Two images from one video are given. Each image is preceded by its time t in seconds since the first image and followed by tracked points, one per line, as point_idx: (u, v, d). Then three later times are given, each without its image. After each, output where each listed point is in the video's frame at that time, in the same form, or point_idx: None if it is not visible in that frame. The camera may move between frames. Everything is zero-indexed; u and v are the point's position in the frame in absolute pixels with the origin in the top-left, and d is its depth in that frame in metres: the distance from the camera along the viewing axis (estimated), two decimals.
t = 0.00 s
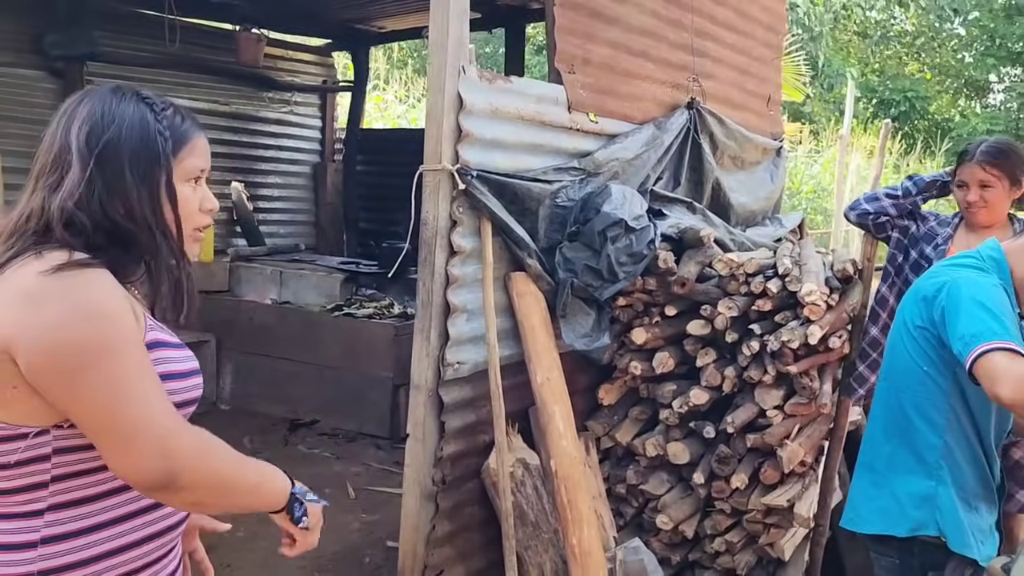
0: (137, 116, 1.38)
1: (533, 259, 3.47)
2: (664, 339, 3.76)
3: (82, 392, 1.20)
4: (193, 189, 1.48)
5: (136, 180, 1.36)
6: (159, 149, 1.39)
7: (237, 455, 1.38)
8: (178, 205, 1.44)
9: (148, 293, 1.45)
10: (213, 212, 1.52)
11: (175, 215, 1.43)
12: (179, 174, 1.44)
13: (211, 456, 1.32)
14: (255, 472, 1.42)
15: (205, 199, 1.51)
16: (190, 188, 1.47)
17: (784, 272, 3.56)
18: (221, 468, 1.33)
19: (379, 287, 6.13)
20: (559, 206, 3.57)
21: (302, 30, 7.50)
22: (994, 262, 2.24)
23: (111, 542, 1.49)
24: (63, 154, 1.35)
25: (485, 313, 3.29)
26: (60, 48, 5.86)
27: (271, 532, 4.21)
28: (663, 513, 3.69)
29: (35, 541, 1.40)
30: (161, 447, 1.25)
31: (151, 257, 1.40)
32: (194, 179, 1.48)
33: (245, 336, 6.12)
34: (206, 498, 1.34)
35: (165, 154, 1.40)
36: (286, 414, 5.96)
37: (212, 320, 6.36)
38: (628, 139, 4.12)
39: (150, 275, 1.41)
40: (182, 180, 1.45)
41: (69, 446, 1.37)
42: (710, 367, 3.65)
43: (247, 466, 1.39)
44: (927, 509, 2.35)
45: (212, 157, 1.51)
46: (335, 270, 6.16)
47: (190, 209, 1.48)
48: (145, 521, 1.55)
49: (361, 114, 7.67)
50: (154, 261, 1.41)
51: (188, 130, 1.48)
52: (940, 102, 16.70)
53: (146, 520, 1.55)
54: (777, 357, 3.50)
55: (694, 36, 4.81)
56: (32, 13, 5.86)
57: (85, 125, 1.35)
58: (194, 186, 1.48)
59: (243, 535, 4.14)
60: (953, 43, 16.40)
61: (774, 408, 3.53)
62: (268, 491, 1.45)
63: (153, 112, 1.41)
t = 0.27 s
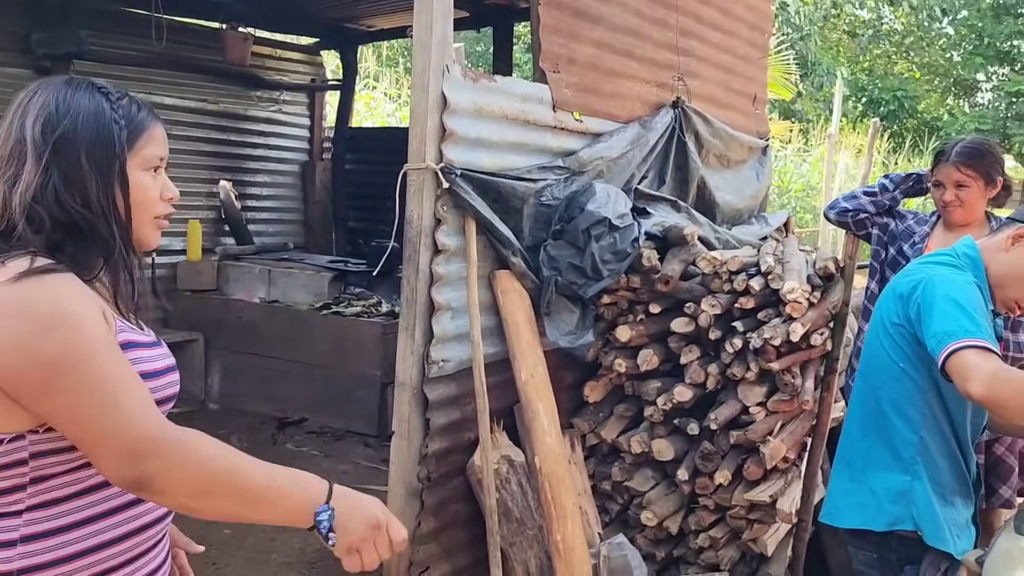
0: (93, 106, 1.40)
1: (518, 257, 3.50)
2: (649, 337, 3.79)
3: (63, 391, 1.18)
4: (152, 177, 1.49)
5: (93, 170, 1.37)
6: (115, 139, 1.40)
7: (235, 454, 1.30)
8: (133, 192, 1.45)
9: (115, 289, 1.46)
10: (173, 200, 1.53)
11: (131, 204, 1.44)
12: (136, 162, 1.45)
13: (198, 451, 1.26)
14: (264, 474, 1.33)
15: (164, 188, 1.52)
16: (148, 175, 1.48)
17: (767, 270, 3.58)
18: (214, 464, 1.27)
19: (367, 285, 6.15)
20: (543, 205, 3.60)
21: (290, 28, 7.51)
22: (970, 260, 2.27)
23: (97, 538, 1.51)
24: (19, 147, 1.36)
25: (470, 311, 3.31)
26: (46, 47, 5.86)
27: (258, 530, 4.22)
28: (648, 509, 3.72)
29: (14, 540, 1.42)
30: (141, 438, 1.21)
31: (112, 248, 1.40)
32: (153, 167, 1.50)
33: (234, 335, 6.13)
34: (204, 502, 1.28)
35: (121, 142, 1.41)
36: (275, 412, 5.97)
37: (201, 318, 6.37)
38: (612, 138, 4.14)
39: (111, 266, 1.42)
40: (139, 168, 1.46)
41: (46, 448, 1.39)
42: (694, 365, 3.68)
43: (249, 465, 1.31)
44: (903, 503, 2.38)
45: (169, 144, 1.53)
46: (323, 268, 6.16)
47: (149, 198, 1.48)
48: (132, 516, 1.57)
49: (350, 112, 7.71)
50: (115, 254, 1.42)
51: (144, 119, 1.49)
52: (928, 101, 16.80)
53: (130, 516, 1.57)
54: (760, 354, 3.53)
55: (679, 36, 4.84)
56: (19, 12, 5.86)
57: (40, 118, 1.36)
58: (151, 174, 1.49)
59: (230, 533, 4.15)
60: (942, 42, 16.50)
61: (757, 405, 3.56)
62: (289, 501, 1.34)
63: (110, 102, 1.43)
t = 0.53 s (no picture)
0: (75, 98, 1.42)
1: (506, 251, 3.53)
2: (636, 331, 3.82)
3: None
4: (131, 166, 1.52)
5: (75, 160, 1.39)
6: (98, 129, 1.43)
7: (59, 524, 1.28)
8: (115, 181, 1.47)
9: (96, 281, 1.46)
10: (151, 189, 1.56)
11: (112, 193, 1.47)
12: (117, 151, 1.48)
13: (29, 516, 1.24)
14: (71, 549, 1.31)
15: (143, 176, 1.55)
16: (129, 164, 1.50)
17: (752, 264, 3.63)
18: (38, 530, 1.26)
19: (358, 281, 6.17)
20: (532, 200, 3.61)
21: (280, 25, 7.52)
22: (950, 252, 2.31)
23: (107, 524, 1.50)
24: None
25: (459, 305, 3.34)
26: (35, 43, 5.87)
27: (248, 523, 4.24)
28: (635, 501, 3.76)
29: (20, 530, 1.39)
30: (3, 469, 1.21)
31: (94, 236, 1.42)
32: (132, 156, 1.53)
33: (225, 331, 6.14)
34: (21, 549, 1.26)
35: (102, 132, 1.44)
36: (266, 407, 5.98)
37: (191, 314, 6.38)
38: (600, 134, 4.18)
39: (92, 257, 1.43)
40: (120, 157, 1.49)
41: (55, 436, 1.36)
42: (682, 359, 3.71)
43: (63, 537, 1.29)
44: (884, 493, 2.40)
45: (147, 133, 1.56)
46: (314, 264, 6.18)
47: (130, 187, 1.51)
48: (139, 504, 1.57)
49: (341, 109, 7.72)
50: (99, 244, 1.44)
51: (124, 111, 1.52)
52: (917, 98, 16.91)
53: (132, 504, 1.55)
54: (746, 347, 3.57)
55: (667, 33, 4.88)
56: (9, 8, 5.86)
57: (20, 108, 1.38)
58: (132, 163, 1.51)
59: (221, 526, 4.17)
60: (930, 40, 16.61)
61: (742, 398, 3.61)
62: None
63: (90, 93, 1.45)
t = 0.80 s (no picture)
0: (60, 91, 1.40)
1: (498, 244, 3.54)
2: (628, 324, 3.83)
3: None
4: (118, 160, 1.50)
5: (59, 155, 1.38)
6: (83, 124, 1.41)
7: (112, 487, 1.28)
8: (100, 175, 1.45)
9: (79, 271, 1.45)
10: (138, 183, 1.53)
11: (99, 188, 1.45)
12: (103, 147, 1.45)
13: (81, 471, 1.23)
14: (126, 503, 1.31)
15: (130, 171, 1.52)
16: (115, 158, 1.48)
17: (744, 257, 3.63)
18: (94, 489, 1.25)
19: (351, 275, 6.17)
20: (524, 192, 3.62)
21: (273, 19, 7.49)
22: (938, 243, 2.31)
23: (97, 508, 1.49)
24: None
25: (450, 298, 3.35)
26: (25, 35, 5.79)
27: (241, 517, 4.24)
28: (628, 493, 3.77)
29: (9, 517, 1.37)
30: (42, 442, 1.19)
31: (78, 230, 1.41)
32: (118, 151, 1.50)
33: (217, 325, 6.13)
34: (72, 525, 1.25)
35: (87, 127, 1.42)
36: (259, 402, 5.98)
37: (184, 309, 6.36)
38: (592, 127, 4.18)
39: (78, 250, 1.42)
40: (106, 152, 1.46)
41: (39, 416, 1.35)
42: (673, 352, 3.73)
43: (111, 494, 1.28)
44: (873, 483, 2.41)
45: (138, 126, 1.54)
46: (307, 258, 6.17)
47: (117, 181, 1.49)
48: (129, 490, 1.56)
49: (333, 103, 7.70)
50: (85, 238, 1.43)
51: (112, 103, 1.49)
52: (910, 93, 16.96)
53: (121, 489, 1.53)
54: (737, 340, 3.59)
55: (659, 26, 4.89)
56: None
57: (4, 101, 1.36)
58: (118, 158, 1.49)
59: (213, 520, 4.17)
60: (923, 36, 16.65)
61: (734, 390, 3.61)
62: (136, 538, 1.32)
63: (77, 87, 1.43)
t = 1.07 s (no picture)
0: (27, 104, 1.34)
1: (488, 242, 3.55)
2: (619, 321, 3.84)
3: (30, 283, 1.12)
4: (94, 170, 1.44)
5: (26, 172, 1.34)
6: (49, 138, 1.35)
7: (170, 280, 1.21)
8: (73, 189, 1.40)
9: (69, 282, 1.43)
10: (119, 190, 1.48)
11: (71, 203, 1.40)
12: (74, 158, 1.40)
13: (164, 293, 1.18)
14: (214, 303, 1.24)
15: (108, 178, 1.46)
16: (89, 169, 1.42)
17: (734, 254, 3.64)
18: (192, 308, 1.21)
19: (345, 272, 6.18)
20: (515, 190, 3.63)
21: (267, 14, 7.49)
22: (921, 242, 2.33)
23: (92, 501, 1.54)
24: None
25: (441, 295, 3.36)
26: (18, 32, 5.79)
27: (234, 513, 4.26)
28: (618, 490, 3.78)
29: (15, 505, 1.41)
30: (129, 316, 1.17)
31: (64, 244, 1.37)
32: (94, 162, 1.43)
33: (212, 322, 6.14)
34: (167, 337, 1.19)
35: (53, 140, 1.36)
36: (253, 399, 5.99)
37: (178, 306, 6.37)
38: (583, 125, 4.19)
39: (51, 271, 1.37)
40: (80, 163, 1.41)
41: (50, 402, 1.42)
42: (664, 348, 3.73)
43: (192, 290, 1.22)
44: (859, 480, 2.42)
45: (114, 133, 1.48)
46: (300, 255, 6.17)
47: (93, 193, 1.43)
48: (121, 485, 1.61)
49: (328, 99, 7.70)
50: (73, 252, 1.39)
51: (86, 110, 1.43)
52: (906, 89, 16.96)
53: (114, 483, 1.58)
54: (727, 337, 3.60)
55: (652, 23, 4.89)
56: None
57: None
58: (93, 168, 1.43)
59: (206, 517, 4.19)
60: (920, 31, 16.65)
61: (724, 387, 3.63)
62: (237, 333, 1.25)
63: (45, 98, 1.37)
